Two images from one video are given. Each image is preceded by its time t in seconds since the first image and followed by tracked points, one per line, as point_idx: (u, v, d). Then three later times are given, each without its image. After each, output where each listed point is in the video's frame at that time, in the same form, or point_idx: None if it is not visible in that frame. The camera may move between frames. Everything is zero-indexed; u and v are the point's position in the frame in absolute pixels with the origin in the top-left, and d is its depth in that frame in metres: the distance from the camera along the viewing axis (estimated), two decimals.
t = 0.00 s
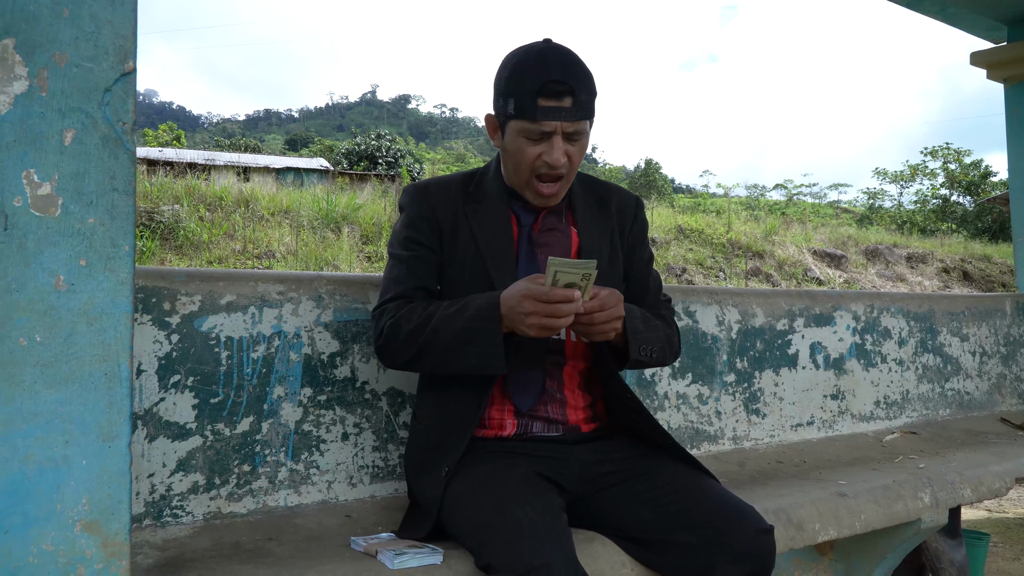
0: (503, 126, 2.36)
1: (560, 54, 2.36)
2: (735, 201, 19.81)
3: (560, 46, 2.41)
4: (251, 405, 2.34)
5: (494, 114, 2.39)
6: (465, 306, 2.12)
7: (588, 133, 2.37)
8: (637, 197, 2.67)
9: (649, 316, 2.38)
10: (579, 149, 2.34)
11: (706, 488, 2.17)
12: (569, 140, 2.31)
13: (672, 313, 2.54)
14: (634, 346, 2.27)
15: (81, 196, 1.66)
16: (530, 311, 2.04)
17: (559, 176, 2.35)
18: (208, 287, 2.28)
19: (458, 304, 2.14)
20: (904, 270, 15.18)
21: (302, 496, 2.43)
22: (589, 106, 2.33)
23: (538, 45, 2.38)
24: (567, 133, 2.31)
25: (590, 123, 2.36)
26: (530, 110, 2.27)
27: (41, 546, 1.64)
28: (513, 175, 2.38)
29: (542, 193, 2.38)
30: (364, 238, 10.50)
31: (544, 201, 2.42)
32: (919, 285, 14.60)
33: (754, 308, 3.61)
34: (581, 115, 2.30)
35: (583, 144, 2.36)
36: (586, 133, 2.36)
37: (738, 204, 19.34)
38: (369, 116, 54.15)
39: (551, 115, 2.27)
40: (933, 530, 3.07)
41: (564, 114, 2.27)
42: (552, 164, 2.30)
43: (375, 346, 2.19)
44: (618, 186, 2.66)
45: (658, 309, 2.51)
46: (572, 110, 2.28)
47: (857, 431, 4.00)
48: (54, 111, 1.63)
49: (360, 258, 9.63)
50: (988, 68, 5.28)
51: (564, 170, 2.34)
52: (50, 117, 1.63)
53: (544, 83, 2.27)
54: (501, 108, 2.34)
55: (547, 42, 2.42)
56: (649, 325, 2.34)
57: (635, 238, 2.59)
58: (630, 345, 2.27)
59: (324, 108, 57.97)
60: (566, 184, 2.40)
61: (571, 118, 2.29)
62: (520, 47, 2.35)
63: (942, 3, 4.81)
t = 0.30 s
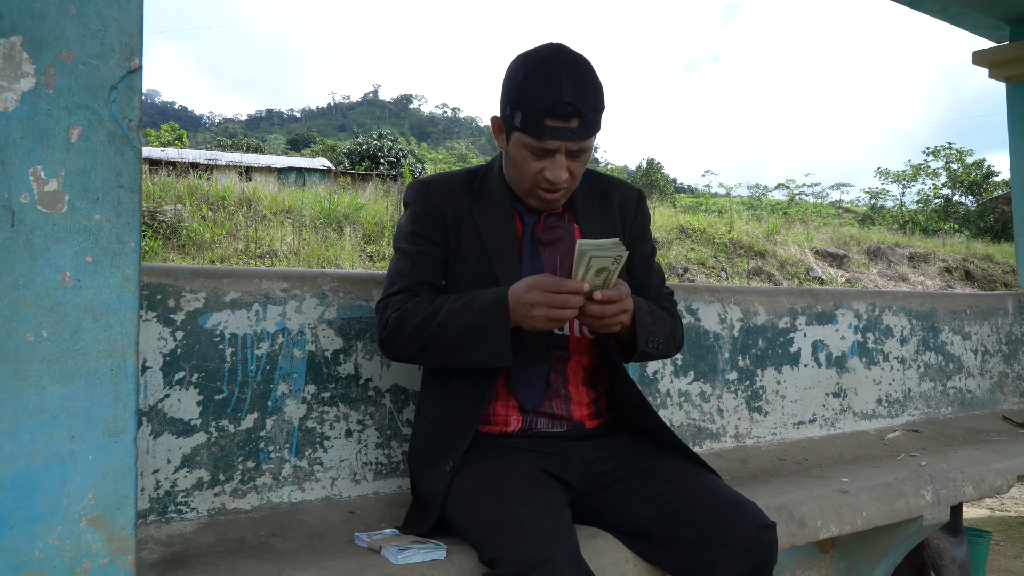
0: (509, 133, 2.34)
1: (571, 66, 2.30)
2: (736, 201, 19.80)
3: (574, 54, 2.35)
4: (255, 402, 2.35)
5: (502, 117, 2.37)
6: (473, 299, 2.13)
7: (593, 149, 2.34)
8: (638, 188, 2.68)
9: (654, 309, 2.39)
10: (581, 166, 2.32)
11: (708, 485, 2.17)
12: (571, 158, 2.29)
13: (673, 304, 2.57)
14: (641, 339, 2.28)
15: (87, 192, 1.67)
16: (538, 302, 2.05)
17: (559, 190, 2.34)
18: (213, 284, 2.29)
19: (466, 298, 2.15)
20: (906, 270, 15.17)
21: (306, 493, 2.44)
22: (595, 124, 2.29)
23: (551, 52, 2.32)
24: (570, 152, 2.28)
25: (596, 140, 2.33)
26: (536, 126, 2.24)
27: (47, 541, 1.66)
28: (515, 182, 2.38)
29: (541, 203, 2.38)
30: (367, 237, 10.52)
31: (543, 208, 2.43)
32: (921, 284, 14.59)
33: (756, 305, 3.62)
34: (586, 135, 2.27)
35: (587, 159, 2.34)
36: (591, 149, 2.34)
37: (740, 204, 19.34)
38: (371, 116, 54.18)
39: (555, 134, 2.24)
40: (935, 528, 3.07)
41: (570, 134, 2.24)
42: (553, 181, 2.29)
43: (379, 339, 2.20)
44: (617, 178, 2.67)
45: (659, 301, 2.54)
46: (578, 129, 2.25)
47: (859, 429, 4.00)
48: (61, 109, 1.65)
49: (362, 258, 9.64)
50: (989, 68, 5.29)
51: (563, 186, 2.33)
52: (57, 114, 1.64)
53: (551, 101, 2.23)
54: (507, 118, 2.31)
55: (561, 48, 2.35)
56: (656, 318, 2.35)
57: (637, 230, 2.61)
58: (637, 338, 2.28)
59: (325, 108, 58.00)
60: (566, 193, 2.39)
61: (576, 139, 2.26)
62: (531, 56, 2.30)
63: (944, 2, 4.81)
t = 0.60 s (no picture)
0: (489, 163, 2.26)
1: (546, 102, 2.17)
2: (738, 201, 19.79)
3: (557, 88, 2.21)
4: (258, 400, 2.36)
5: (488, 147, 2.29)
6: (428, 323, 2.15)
7: (564, 192, 2.18)
8: (651, 196, 2.57)
9: (652, 336, 2.35)
10: (547, 209, 2.19)
11: (707, 481, 2.17)
12: (535, 201, 2.16)
13: (681, 324, 2.51)
14: (627, 373, 2.26)
15: (92, 191, 1.68)
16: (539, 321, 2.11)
17: (528, 228, 2.23)
18: (216, 283, 2.30)
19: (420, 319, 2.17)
20: (907, 270, 15.15)
21: (309, 491, 2.45)
22: (560, 170, 2.13)
23: (532, 86, 2.20)
24: (534, 195, 2.15)
25: (566, 184, 2.17)
26: (498, 164, 2.14)
27: (52, 538, 1.67)
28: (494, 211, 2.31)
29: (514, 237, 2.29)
30: (369, 237, 10.54)
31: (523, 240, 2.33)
32: (924, 284, 14.58)
33: (758, 305, 3.62)
34: (547, 181, 2.12)
35: (558, 200, 2.20)
36: (563, 190, 2.19)
37: (742, 204, 19.32)
38: (372, 116, 54.20)
39: (514, 176, 2.12)
40: (936, 527, 3.08)
41: (529, 177, 2.11)
42: (515, 220, 2.17)
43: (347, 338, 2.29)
44: (629, 186, 2.56)
45: (663, 323, 2.47)
46: (540, 171, 2.11)
47: (860, 429, 4.01)
48: (66, 108, 1.66)
49: (364, 258, 9.65)
50: (991, 67, 5.29)
51: (530, 227, 2.21)
52: (62, 114, 1.65)
53: (514, 140, 2.11)
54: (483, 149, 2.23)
55: (546, 81, 2.22)
56: (649, 350, 2.31)
57: (645, 246, 2.52)
58: (622, 369, 2.25)
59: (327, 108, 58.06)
60: (540, 228, 2.27)
61: (536, 183, 2.12)
62: (513, 88, 2.19)
63: (946, 2, 4.82)
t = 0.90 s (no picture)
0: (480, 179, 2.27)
1: (535, 115, 2.17)
2: (739, 202, 19.78)
3: (546, 102, 2.22)
4: (264, 398, 2.38)
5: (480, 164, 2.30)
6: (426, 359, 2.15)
7: (553, 206, 2.17)
8: (656, 206, 2.57)
9: (648, 352, 2.35)
10: (536, 224, 2.17)
11: (711, 479, 2.19)
12: (523, 216, 2.14)
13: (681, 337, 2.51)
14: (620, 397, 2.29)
15: (102, 190, 1.70)
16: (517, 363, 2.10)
17: (519, 245, 2.21)
18: (223, 281, 2.31)
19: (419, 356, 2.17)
20: (909, 270, 15.14)
21: (315, 488, 2.47)
22: (546, 183, 2.13)
23: (522, 100, 2.21)
24: (521, 210, 2.14)
25: (555, 198, 2.16)
26: (486, 178, 2.14)
27: (63, 533, 1.68)
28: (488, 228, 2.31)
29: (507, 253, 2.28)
30: (370, 237, 10.56)
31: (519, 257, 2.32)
32: (926, 284, 14.57)
33: (761, 304, 3.64)
34: (533, 194, 2.12)
35: (548, 216, 2.18)
36: (553, 205, 2.17)
37: (743, 204, 19.32)
38: (374, 116, 54.22)
39: (500, 190, 2.12)
40: (938, 525, 3.09)
41: (515, 190, 2.10)
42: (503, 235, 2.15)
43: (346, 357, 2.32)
44: (635, 197, 2.56)
45: (662, 336, 2.47)
46: (526, 184, 2.10)
47: (863, 427, 4.02)
48: (76, 108, 1.67)
49: (366, 258, 9.66)
50: (993, 67, 5.30)
51: (520, 244, 2.20)
52: (72, 114, 1.67)
53: (500, 153, 2.11)
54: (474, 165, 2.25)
55: (536, 95, 2.23)
56: (645, 369, 2.32)
57: (649, 259, 2.51)
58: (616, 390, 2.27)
59: (329, 108, 58.10)
60: (532, 246, 2.25)
61: (521, 197, 2.11)
62: (501, 102, 2.22)
63: (948, 3, 4.82)
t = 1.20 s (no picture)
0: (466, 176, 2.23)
1: (523, 109, 2.14)
2: (742, 201, 19.76)
3: (531, 93, 2.18)
4: (268, 389, 2.37)
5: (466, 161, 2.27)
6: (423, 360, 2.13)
7: (544, 199, 2.15)
8: (650, 199, 2.52)
9: (648, 351, 2.32)
10: (527, 219, 2.15)
11: (715, 471, 2.17)
12: (514, 211, 2.12)
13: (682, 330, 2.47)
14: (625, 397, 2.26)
15: (106, 175, 1.70)
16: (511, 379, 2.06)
17: (511, 241, 2.18)
18: (227, 271, 2.30)
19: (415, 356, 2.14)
20: (912, 269, 15.10)
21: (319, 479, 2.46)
22: (537, 175, 2.10)
23: (506, 92, 2.17)
24: (512, 205, 2.11)
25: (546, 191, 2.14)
26: (473, 174, 2.11)
27: (66, 521, 1.68)
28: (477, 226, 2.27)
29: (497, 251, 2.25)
30: (373, 235, 10.56)
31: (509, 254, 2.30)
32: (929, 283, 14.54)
33: (765, 298, 3.63)
34: (524, 188, 2.09)
35: (538, 210, 2.17)
36: (543, 199, 2.15)
37: (746, 203, 19.29)
38: (376, 116, 54.22)
39: (490, 186, 2.09)
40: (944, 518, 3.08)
41: (504, 185, 2.08)
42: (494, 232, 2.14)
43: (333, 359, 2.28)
44: (628, 192, 2.51)
45: (662, 331, 2.44)
46: (515, 178, 2.08)
47: (867, 422, 4.01)
48: (80, 94, 1.67)
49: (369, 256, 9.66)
50: (998, 63, 5.29)
51: (512, 240, 2.18)
52: (76, 100, 1.66)
53: (487, 148, 2.08)
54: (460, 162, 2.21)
55: (520, 85, 2.19)
56: (646, 367, 2.30)
57: (645, 256, 2.47)
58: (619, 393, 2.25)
59: (331, 108, 58.16)
60: (523, 243, 2.23)
61: (512, 191, 2.09)
62: (485, 95, 2.18)
63: None
